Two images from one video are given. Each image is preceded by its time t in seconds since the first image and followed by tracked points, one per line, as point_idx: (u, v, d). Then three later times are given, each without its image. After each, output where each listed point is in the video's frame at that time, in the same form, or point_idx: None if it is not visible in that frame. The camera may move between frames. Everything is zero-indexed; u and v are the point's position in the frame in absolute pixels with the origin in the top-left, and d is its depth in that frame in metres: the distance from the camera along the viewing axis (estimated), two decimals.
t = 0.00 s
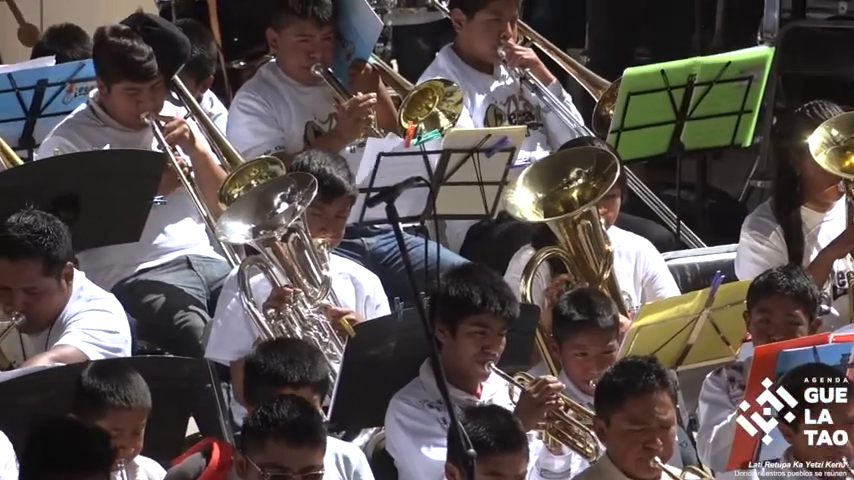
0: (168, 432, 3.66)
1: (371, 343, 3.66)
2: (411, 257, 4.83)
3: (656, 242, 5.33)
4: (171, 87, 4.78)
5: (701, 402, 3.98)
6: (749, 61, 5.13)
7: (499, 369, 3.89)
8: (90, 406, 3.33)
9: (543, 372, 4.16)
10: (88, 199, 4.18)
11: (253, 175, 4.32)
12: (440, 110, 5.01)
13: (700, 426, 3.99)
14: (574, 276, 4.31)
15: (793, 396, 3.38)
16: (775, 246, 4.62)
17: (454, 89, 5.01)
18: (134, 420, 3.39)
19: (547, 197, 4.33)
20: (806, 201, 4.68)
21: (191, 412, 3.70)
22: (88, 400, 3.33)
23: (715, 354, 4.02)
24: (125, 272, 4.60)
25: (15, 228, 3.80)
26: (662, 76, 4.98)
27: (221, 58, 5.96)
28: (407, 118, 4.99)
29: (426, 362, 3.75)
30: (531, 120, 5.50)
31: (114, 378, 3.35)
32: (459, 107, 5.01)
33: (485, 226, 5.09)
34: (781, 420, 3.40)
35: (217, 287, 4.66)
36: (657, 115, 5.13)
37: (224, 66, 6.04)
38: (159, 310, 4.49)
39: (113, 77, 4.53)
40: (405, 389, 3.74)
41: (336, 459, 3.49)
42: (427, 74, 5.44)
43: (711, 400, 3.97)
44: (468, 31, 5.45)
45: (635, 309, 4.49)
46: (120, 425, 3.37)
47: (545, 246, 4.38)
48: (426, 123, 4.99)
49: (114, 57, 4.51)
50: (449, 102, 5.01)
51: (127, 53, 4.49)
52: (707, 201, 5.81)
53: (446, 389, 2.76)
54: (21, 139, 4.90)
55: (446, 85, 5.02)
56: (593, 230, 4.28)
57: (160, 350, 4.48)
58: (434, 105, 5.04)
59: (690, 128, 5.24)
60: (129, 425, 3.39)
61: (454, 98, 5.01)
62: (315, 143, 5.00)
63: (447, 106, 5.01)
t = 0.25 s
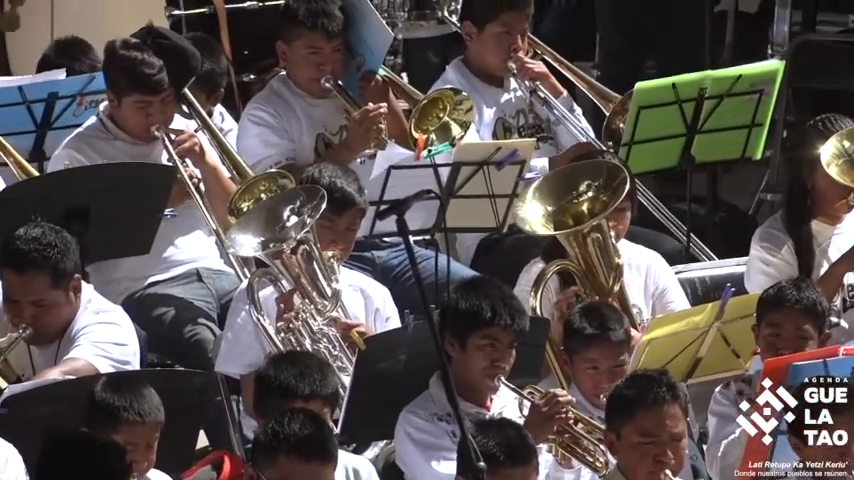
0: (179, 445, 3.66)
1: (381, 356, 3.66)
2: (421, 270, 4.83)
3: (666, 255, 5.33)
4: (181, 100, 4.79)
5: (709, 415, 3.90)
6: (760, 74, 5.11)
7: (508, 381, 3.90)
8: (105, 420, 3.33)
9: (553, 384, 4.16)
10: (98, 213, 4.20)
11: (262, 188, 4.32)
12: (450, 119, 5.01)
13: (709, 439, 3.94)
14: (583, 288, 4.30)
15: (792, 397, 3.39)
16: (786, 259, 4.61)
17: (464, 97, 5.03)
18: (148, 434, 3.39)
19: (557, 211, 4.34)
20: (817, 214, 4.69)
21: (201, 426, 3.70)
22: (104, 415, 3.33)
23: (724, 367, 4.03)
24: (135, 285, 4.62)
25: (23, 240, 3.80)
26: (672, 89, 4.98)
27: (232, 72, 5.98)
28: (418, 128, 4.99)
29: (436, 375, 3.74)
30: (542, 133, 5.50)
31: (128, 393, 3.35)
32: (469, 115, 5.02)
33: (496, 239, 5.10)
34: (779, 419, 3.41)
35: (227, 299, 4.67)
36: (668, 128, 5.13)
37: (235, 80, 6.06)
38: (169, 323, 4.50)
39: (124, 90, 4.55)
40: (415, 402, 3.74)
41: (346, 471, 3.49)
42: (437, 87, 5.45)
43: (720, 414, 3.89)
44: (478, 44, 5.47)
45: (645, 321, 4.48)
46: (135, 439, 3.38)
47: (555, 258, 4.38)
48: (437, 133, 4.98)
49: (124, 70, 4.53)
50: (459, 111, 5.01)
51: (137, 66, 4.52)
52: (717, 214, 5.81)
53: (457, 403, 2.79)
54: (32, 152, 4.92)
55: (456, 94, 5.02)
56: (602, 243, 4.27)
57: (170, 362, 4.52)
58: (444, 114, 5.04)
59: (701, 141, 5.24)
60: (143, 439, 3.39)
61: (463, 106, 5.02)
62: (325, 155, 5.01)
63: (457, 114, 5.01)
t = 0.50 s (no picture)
0: (187, 456, 3.66)
1: (389, 367, 3.65)
2: (429, 281, 4.83)
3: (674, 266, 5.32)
4: (189, 111, 4.79)
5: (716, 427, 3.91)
6: (767, 85, 5.12)
7: (517, 393, 3.89)
8: (111, 424, 3.33)
9: (560, 395, 4.16)
10: (106, 224, 4.20)
11: (270, 201, 4.32)
12: (458, 132, 5.02)
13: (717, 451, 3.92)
14: (592, 299, 4.30)
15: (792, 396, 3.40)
16: (796, 270, 4.63)
17: (472, 110, 5.04)
18: (155, 436, 3.38)
19: (565, 221, 4.34)
20: (825, 225, 4.67)
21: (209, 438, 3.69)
22: (109, 418, 3.33)
23: (733, 379, 4.02)
24: (143, 296, 4.62)
25: (30, 251, 3.81)
26: (680, 100, 4.99)
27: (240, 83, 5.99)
28: (426, 139, 4.99)
29: (444, 386, 3.74)
30: (548, 144, 5.53)
31: (135, 396, 3.37)
32: (477, 128, 5.04)
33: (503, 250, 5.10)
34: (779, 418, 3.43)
35: (235, 311, 4.68)
36: (676, 139, 5.13)
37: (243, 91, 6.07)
38: (177, 334, 4.50)
39: (132, 102, 4.56)
40: (423, 413, 3.72)
41: None
42: (443, 98, 5.46)
43: (727, 426, 3.89)
44: (485, 55, 5.48)
45: (653, 333, 4.48)
46: (140, 440, 3.37)
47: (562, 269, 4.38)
48: (444, 145, 4.98)
49: (131, 81, 4.53)
50: (467, 124, 5.03)
51: (145, 77, 4.52)
52: (725, 225, 5.80)
53: (465, 413, 2.78)
54: (40, 163, 4.93)
55: (464, 107, 5.04)
56: (610, 254, 4.27)
57: (177, 373, 4.56)
58: (452, 127, 5.04)
59: (708, 152, 5.24)
60: (149, 441, 3.39)
61: (472, 120, 5.04)
62: (333, 166, 5.01)
63: (465, 128, 5.03)
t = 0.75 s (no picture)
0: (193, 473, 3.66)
1: (394, 384, 3.66)
2: (435, 298, 4.83)
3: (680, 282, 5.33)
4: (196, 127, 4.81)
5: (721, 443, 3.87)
6: (773, 100, 5.12)
7: (521, 408, 3.89)
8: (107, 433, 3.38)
9: (565, 411, 4.16)
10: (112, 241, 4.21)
11: (274, 220, 4.32)
12: (463, 149, 5.02)
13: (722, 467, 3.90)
14: (596, 316, 4.31)
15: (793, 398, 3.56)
16: (801, 286, 4.62)
17: (477, 127, 5.04)
18: (150, 445, 3.43)
19: (570, 238, 4.34)
20: (829, 241, 4.67)
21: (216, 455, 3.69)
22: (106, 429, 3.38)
23: (738, 394, 4.03)
24: (150, 312, 4.63)
25: (36, 267, 3.82)
26: (685, 117, 4.99)
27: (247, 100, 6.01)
28: (430, 157, 5.01)
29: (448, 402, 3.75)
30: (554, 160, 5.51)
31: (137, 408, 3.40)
32: (482, 146, 5.02)
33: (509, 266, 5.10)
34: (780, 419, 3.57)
35: (240, 328, 4.67)
36: (681, 156, 5.13)
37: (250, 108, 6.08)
38: (182, 351, 4.51)
39: (139, 117, 4.57)
40: (428, 428, 3.73)
41: None
42: (449, 115, 5.48)
43: (732, 442, 3.86)
44: (491, 72, 5.49)
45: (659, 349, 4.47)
46: (134, 447, 3.40)
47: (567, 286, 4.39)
48: (449, 162, 4.99)
49: (139, 96, 4.55)
50: (472, 141, 5.02)
51: (153, 93, 4.54)
52: (730, 241, 5.81)
53: (470, 427, 2.77)
54: (45, 180, 4.95)
55: (469, 124, 5.04)
56: (615, 270, 4.27)
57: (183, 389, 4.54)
58: (457, 144, 5.05)
59: (714, 169, 5.24)
60: (144, 449, 3.43)
61: (477, 137, 5.03)
62: (339, 183, 5.02)
63: (470, 145, 5.02)
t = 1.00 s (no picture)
0: None
1: (399, 394, 3.65)
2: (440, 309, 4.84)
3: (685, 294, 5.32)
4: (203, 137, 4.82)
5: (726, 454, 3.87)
6: (778, 112, 5.14)
7: (527, 419, 3.89)
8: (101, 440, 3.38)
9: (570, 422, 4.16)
10: (117, 251, 4.22)
11: (279, 233, 4.33)
12: (467, 160, 5.03)
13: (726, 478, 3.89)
14: (601, 327, 4.30)
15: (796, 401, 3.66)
16: (805, 297, 4.63)
17: (481, 137, 5.04)
18: (145, 450, 3.40)
19: (575, 249, 4.34)
20: (834, 253, 4.67)
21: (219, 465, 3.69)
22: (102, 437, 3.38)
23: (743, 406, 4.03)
24: (154, 324, 4.63)
25: (41, 277, 3.85)
26: (691, 127, 5.00)
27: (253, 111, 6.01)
28: (435, 167, 5.00)
29: (453, 413, 3.75)
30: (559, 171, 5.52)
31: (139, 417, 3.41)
32: (486, 156, 5.04)
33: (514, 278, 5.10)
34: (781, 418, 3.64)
35: (246, 339, 4.69)
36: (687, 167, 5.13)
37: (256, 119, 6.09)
38: (187, 361, 4.50)
39: (145, 128, 4.58)
40: (434, 438, 3.73)
41: None
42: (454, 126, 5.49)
43: (737, 452, 3.86)
44: (496, 83, 5.50)
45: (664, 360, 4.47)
46: (128, 452, 3.38)
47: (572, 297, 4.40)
48: (453, 174, 4.99)
49: (145, 106, 4.57)
50: (477, 152, 5.04)
51: (160, 103, 4.56)
52: (736, 253, 5.80)
53: (475, 438, 2.80)
54: (51, 191, 4.95)
55: (473, 135, 5.04)
56: (620, 280, 4.26)
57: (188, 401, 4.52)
58: (461, 154, 5.05)
59: (720, 180, 5.24)
60: (139, 455, 3.40)
61: (481, 147, 5.05)
62: (345, 194, 5.03)
63: (475, 155, 5.04)
